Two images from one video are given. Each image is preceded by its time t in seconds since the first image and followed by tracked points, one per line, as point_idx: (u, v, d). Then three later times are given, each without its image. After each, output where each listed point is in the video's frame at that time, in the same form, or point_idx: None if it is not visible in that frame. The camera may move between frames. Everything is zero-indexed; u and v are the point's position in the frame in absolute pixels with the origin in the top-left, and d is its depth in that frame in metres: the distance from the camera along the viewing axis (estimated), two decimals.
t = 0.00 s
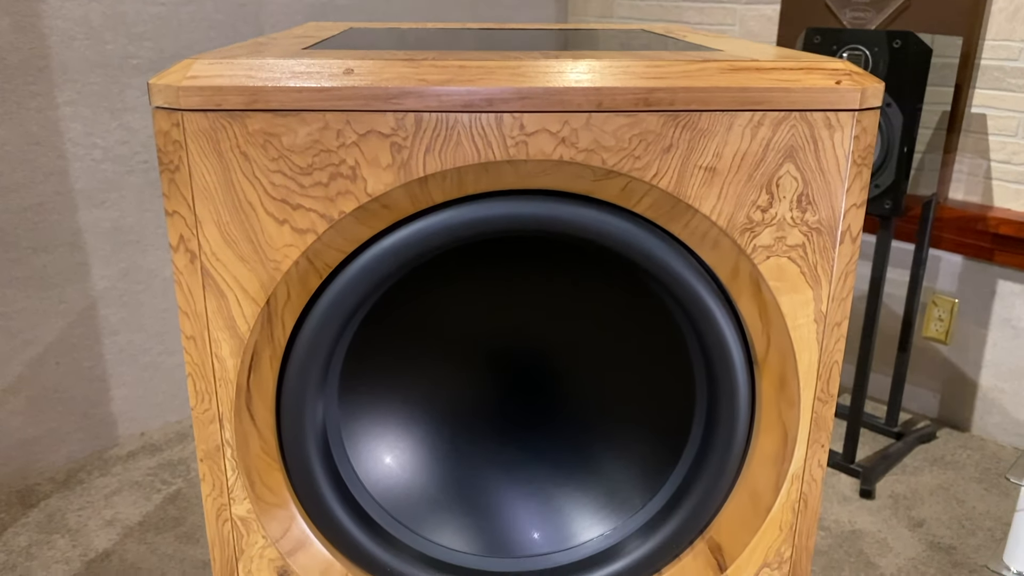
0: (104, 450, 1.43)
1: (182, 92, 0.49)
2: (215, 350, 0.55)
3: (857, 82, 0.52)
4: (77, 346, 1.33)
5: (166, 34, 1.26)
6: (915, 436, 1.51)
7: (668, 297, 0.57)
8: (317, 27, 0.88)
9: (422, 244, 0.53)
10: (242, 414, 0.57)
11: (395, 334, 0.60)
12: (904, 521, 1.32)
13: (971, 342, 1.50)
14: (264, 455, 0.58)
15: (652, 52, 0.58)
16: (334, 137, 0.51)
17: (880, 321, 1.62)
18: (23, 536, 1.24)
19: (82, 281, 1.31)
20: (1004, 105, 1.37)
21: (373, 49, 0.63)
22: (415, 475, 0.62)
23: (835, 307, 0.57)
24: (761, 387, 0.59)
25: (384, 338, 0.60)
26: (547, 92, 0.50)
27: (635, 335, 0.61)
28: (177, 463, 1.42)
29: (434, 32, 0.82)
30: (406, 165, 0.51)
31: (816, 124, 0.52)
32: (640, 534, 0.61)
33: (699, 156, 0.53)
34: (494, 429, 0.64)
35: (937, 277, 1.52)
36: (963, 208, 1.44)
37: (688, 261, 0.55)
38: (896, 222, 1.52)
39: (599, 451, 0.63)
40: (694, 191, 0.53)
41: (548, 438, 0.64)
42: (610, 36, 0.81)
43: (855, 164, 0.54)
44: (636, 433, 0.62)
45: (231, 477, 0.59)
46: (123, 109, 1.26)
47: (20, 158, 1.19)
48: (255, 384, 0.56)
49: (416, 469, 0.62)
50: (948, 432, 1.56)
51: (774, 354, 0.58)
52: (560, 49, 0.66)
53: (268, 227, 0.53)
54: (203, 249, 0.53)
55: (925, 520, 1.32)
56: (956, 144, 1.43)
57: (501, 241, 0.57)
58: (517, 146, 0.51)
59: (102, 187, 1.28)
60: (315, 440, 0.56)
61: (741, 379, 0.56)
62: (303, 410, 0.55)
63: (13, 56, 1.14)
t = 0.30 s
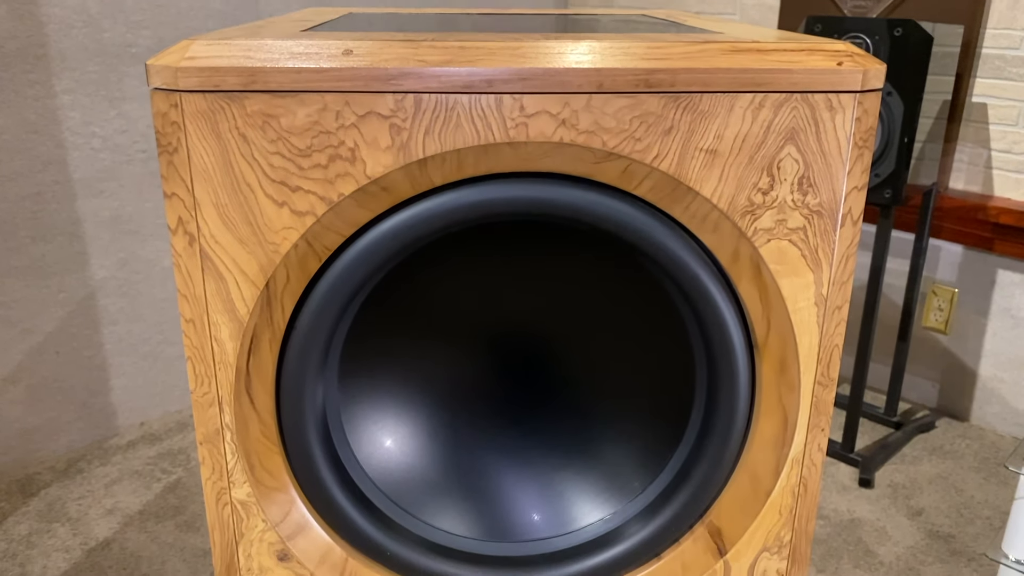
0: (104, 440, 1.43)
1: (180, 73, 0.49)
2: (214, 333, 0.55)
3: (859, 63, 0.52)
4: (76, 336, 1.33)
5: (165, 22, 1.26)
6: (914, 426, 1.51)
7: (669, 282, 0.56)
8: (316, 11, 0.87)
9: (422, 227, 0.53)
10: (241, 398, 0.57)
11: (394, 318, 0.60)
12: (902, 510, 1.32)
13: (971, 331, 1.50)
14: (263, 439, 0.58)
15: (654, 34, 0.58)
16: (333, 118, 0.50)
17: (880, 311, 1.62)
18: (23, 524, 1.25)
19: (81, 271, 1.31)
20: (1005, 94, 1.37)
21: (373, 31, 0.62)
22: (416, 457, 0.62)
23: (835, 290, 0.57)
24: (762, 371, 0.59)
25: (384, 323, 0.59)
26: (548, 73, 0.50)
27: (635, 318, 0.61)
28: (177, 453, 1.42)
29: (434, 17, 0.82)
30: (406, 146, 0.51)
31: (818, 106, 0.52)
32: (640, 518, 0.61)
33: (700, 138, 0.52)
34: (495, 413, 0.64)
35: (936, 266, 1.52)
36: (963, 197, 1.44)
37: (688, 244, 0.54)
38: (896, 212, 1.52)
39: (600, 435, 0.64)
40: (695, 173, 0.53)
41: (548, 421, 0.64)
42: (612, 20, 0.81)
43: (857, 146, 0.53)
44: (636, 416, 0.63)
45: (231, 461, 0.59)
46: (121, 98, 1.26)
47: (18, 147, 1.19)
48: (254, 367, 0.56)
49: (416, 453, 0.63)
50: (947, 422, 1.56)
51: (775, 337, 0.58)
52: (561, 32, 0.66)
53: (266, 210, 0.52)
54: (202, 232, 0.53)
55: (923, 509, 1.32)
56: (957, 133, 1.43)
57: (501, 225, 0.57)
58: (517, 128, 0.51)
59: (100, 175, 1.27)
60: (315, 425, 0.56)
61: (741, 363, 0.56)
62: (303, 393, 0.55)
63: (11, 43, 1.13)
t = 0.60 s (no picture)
0: (104, 428, 1.43)
1: (177, 52, 0.49)
2: (212, 315, 0.55)
3: (861, 43, 0.52)
4: (75, 324, 1.33)
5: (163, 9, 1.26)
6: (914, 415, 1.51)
7: (669, 264, 0.56)
8: None
9: (421, 208, 0.52)
10: (241, 380, 0.57)
11: (394, 301, 0.60)
12: (901, 498, 1.33)
13: (970, 320, 1.50)
14: (262, 421, 0.58)
15: (655, 14, 0.58)
16: (331, 99, 0.50)
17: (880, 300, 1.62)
18: (23, 512, 1.25)
19: (80, 259, 1.30)
20: (1007, 83, 1.37)
21: (373, 11, 0.62)
22: (416, 441, 0.62)
23: (836, 273, 0.57)
24: (762, 354, 0.59)
25: (383, 305, 0.59)
26: (548, 53, 0.50)
27: (636, 301, 0.61)
28: (177, 441, 1.42)
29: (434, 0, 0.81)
30: (405, 127, 0.51)
31: (820, 87, 0.52)
32: (640, 501, 0.61)
33: (700, 119, 0.52)
34: (495, 396, 0.64)
35: (936, 255, 1.52)
36: (964, 186, 1.45)
37: (689, 227, 0.54)
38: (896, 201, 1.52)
39: (599, 418, 0.64)
40: (696, 154, 0.53)
41: (548, 404, 0.64)
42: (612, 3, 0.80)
43: (858, 127, 0.53)
44: (636, 400, 0.63)
45: (230, 444, 0.59)
46: (120, 85, 1.25)
47: (17, 135, 1.18)
48: (253, 350, 0.56)
49: (416, 437, 0.63)
50: (946, 411, 1.56)
51: (775, 319, 0.58)
52: (562, 13, 0.65)
53: (265, 191, 0.52)
54: (200, 213, 0.53)
55: (922, 498, 1.33)
56: (958, 122, 1.43)
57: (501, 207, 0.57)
58: (517, 108, 0.51)
59: (99, 164, 1.27)
60: (314, 408, 0.56)
61: (742, 346, 0.56)
62: (303, 376, 0.55)
63: (8, 31, 1.13)
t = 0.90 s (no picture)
0: (104, 416, 1.43)
1: (174, 29, 0.49)
2: (210, 295, 0.55)
3: (863, 21, 0.51)
4: (75, 312, 1.33)
5: None
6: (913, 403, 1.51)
7: (669, 246, 0.56)
8: None
9: (420, 188, 0.52)
10: (239, 361, 0.57)
11: (392, 283, 0.59)
12: (900, 486, 1.33)
13: (971, 309, 1.50)
14: (261, 402, 0.58)
15: None
16: (329, 76, 0.50)
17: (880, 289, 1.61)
18: (23, 499, 1.25)
19: (79, 247, 1.30)
20: (1008, 70, 1.37)
21: None
22: (415, 423, 0.63)
23: (837, 253, 0.56)
24: (763, 335, 0.59)
25: (382, 286, 0.59)
26: (547, 30, 0.49)
27: (636, 283, 0.60)
28: (177, 430, 1.42)
29: None
30: (403, 105, 0.51)
31: (821, 65, 0.52)
32: (640, 483, 0.61)
33: (701, 97, 0.52)
34: (494, 379, 0.64)
35: (937, 244, 1.51)
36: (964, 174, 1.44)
37: (690, 207, 0.54)
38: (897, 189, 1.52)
39: (599, 401, 0.64)
40: (697, 133, 0.53)
41: (548, 387, 0.64)
42: None
43: (860, 106, 0.53)
44: (635, 382, 0.63)
45: (229, 426, 0.58)
46: (118, 72, 1.25)
47: (15, 122, 1.18)
48: (251, 331, 0.56)
49: (416, 419, 0.63)
50: (946, 399, 1.56)
51: (776, 301, 0.58)
52: None
53: (263, 169, 0.52)
54: (198, 192, 0.53)
55: (921, 485, 1.33)
56: (959, 109, 1.43)
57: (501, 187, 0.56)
58: (517, 86, 0.51)
59: (97, 151, 1.27)
60: (314, 390, 0.56)
61: (742, 328, 0.56)
62: (301, 357, 0.55)
63: (6, 17, 1.13)
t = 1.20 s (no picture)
0: (104, 404, 1.43)
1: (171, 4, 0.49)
2: (207, 274, 0.55)
3: None
4: (74, 299, 1.33)
5: None
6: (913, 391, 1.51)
7: (669, 227, 0.56)
8: None
9: (417, 167, 0.52)
10: (237, 342, 0.57)
11: (391, 264, 0.59)
12: (899, 473, 1.33)
13: (971, 297, 1.50)
14: (259, 383, 0.58)
15: None
16: (326, 52, 0.50)
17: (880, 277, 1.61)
18: (23, 486, 1.25)
19: (78, 234, 1.30)
20: (1011, 57, 1.37)
21: None
22: (414, 405, 0.63)
23: (839, 233, 0.56)
24: (763, 316, 0.59)
25: (381, 267, 0.59)
26: (547, 6, 0.49)
27: (636, 264, 0.60)
28: (176, 417, 1.42)
29: None
30: (401, 82, 0.50)
31: (824, 42, 0.51)
32: (640, 465, 0.61)
33: (702, 74, 0.51)
34: (493, 361, 0.64)
35: (938, 231, 1.51)
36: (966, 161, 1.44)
37: (691, 187, 0.54)
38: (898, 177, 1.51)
39: (599, 383, 0.63)
40: (698, 111, 0.52)
41: (548, 370, 0.64)
42: None
43: (863, 84, 0.52)
44: (635, 364, 0.62)
45: (227, 406, 0.58)
46: (116, 58, 1.24)
47: (12, 108, 1.17)
48: (249, 311, 0.56)
49: (415, 400, 0.63)
50: (945, 387, 1.56)
51: (776, 281, 0.57)
52: None
53: (260, 147, 0.52)
54: (195, 170, 0.53)
55: (921, 473, 1.33)
56: (961, 96, 1.43)
57: (500, 167, 0.56)
58: (516, 63, 0.50)
59: (96, 137, 1.26)
60: (311, 371, 0.56)
61: (743, 310, 0.55)
62: (299, 338, 0.55)
63: (3, 2, 1.12)
